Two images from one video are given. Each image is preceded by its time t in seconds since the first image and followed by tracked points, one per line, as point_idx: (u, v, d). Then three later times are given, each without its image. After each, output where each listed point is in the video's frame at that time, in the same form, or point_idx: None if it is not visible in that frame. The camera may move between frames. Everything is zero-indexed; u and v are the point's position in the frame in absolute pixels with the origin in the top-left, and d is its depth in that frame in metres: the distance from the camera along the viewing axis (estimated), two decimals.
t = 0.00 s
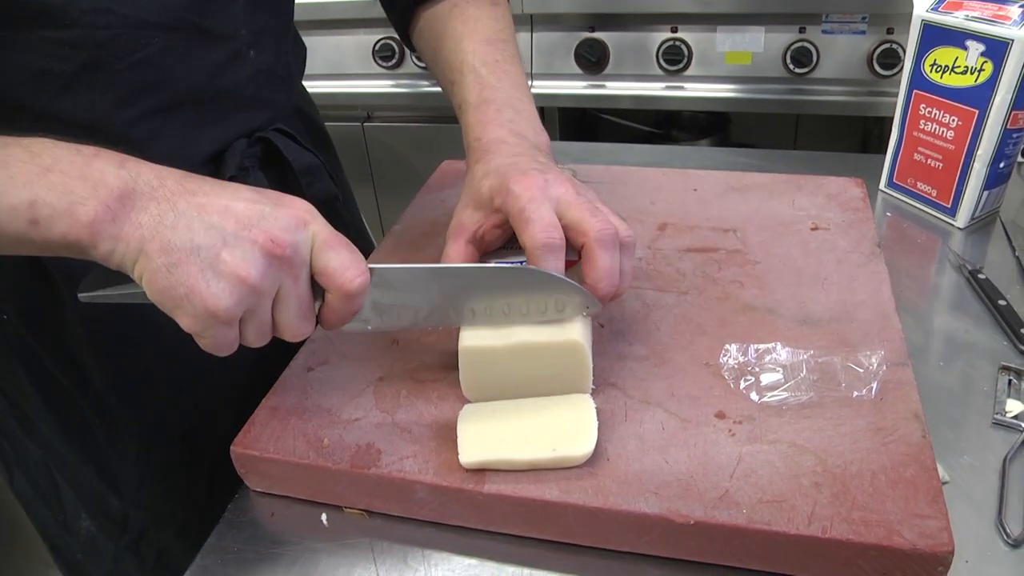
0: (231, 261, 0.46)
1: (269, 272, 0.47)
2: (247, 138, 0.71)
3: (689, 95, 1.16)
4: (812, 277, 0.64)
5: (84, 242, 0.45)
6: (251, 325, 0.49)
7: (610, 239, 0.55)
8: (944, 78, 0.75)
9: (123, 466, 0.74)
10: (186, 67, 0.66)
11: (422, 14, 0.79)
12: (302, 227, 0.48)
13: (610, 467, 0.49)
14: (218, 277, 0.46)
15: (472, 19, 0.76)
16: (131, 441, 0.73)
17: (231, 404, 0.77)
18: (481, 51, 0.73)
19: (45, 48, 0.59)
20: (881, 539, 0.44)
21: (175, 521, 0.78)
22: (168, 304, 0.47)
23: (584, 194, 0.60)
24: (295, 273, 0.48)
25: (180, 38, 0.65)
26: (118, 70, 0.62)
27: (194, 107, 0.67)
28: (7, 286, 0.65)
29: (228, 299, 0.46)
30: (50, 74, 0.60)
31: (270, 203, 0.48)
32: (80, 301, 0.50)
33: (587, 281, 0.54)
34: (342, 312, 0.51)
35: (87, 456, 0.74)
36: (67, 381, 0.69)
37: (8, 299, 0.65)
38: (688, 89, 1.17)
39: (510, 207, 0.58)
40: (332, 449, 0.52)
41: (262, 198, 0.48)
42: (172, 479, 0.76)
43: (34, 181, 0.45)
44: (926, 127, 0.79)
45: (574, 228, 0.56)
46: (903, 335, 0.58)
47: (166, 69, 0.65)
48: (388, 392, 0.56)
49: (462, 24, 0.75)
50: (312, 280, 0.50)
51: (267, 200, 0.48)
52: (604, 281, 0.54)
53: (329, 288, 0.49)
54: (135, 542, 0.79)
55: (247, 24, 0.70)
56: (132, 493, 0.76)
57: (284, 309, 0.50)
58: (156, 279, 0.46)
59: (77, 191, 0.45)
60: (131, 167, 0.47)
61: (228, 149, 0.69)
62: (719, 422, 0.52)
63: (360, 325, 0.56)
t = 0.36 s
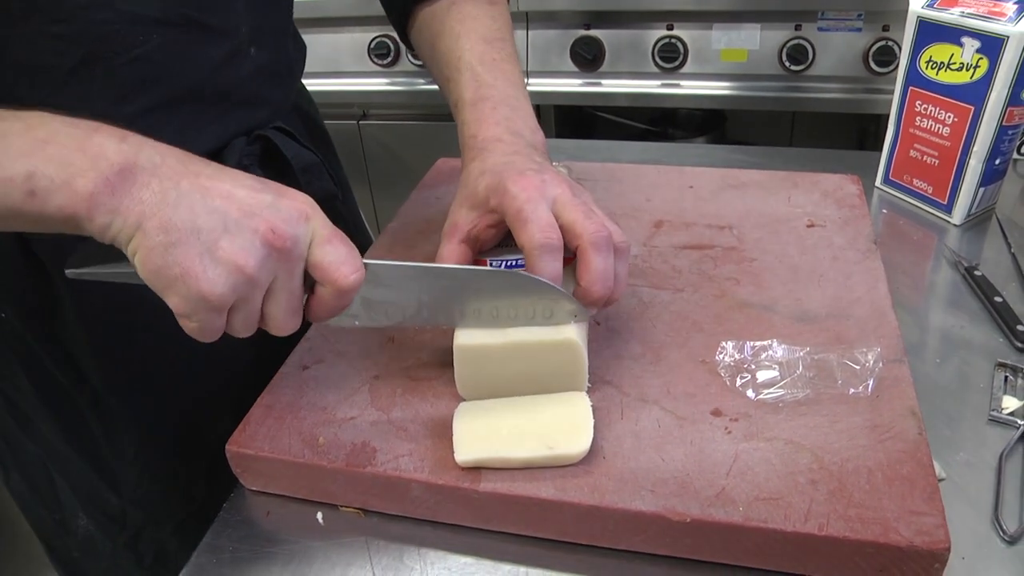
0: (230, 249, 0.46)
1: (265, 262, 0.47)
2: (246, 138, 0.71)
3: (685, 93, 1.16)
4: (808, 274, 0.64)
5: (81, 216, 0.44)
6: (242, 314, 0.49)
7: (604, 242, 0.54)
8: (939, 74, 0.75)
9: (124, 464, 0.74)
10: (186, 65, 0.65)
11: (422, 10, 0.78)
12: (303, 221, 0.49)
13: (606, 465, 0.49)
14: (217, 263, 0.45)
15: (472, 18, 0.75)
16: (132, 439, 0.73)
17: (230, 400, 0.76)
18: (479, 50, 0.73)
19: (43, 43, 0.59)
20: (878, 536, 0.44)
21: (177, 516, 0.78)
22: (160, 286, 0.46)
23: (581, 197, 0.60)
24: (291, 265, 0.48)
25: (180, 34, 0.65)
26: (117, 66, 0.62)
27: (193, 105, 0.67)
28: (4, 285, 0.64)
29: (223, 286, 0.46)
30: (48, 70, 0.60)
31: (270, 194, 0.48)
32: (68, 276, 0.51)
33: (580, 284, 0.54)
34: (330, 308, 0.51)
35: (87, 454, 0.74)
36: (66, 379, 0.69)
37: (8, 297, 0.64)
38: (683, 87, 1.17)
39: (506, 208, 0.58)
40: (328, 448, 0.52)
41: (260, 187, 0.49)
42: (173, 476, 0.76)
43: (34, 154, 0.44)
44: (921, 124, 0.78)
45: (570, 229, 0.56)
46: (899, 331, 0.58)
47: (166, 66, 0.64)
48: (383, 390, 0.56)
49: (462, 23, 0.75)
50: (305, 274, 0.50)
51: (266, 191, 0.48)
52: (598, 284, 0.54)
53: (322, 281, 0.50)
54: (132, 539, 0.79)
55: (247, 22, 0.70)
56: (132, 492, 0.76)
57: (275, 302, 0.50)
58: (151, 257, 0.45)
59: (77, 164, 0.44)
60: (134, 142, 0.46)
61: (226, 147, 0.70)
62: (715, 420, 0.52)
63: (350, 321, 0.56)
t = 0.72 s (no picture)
0: (289, 355, 0.48)
1: (321, 358, 0.49)
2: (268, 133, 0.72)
3: (685, 92, 1.16)
4: (807, 273, 0.64)
5: (148, 313, 0.44)
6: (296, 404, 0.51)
7: (608, 238, 0.54)
8: (939, 74, 0.75)
9: (136, 457, 0.75)
10: (217, 61, 0.66)
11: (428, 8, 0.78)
12: (354, 314, 0.50)
13: (605, 464, 0.49)
14: (276, 366, 0.48)
15: (479, 17, 0.75)
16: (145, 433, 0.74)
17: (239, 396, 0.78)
18: (483, 48, 0.73)
19: (78, 37, 0.59)
20: (877, 536, 0.44)
21: (183, 518, 0.78)
22: (223, 382, 0.49)
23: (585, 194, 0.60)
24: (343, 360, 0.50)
25: (212, 31, 0.66)
26: (151, 62, 0.62)
27: (220, 101, 0.67)
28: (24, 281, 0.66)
29: (283, 387, 0.49)
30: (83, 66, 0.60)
31: (325, 285, 0.49)
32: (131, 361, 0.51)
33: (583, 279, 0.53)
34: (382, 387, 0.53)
35: (99, 448, 0.74)
36: (85, 374, 0.71)
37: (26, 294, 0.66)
38: (683, 86, 1.16)
39: (509, 199, 0.58)
40: (326, 446, 0.52)
41: (315, 278, 0.50)
42: (173, 475, 0.77)
43: (114, 242, 0.43)
44: (921, 123, 0.78)
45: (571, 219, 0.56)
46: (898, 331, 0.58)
47: (198, 62, 0.65)
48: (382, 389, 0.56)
49: (467, 22, 0.75)
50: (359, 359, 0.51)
51: (321, 282, 0.50)
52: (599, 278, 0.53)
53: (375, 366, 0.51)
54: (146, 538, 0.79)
55: (273, 20, 0.70)
56: (145, 486, 0.77)
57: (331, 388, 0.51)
58: (217, 360, 0.47)
59: (151, 258, 0.44)
60: (196, 238, 0.46)
61: (249, 142, 0.71)
62: (714, 419, 0.52)
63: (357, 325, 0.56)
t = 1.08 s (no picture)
0: (282, 336, 0.45)
1: (319, 340, 0.47)
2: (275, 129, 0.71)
3: (682, 90, 1.16)
4: (805, 272, 0.64)
5: (129, 302, 0.42)
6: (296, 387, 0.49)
7: (631, 214, 0.53)
8: (938, 72, 0.75)
9: (146, 449, 0.75)
10: (225, 58, 0.66)
11: None
12: (351, 295, 0.48)
13: (603, 463, 0.49)
14: (270, 349, 0.46)
15: None
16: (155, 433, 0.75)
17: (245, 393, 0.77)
18: (497, 27, 0.73)
19: (85, 36, 0.59)
20: (876, 534, 0.44)
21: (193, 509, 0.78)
22: (211, 368, 0.46)
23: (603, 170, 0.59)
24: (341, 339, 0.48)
25: (218, 27, 0.65)
26: (157, 59, 0.62)
27: (229, 99, 0.67)
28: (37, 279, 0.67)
29: (278, 371, 0.46)
30: (90, 64, 0.60)
31: (319, 269, 0.47)
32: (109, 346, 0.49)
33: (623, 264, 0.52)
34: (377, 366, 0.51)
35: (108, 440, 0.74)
36: (88, 364, 0.70)
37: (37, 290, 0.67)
38: (681, 84, 1.16)
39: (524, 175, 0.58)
40: (323, 446, 0.52)
41: (310, 262, 0.48)
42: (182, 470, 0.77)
43: (90, 238, 0.41)
44: (919, 121, 0.78)
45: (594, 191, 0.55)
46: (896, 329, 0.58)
47: (207, 58, 0.65)
48: (380, 389, 0.56)
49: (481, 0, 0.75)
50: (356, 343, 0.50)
51: (314, 265, 0.47)
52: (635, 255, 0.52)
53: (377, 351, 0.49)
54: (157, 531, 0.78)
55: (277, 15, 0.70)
56: (156, 478, 0.77)
57: (326, 370, 0.49)
58: (204, 347, 0.45)
59: (125, 252, 0.41)
60: (178, 221, 0.44)
61: (258, 136, 0.70)
62: (712, 417, 0.51)
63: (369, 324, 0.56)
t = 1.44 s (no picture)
0: (224, 250, 0.47)
1: (263, 258, 0.48)
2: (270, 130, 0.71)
3: (681, 91, 1.16)
4: (804, 274, 0.64)
5: (81, 224, 0.46)
6: (245, 310, 0.51)
7: (604, 234, 0.54)
8: (936, 73, 0.75)
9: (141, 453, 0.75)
10: (218, 57, 0.66)
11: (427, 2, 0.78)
12: (295, 215, 0.49)
13: (602, 464, 0.49)
14: (214, 263, 0.47)
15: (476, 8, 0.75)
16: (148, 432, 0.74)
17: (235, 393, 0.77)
18: (484, 42, 0.73)
19: (79, 34, 0.59)
20: (874, 536, 0.44)
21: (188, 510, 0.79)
22: (160, 287, 0.48)
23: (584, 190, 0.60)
24: (285, 259, 0.49)
25: (211, 26, 0.65)
26: (151, 57, 0.62)
27: (221, 99, 0.67)
28: (31, 279, 0.66)
29: (222, 285, 0.47)
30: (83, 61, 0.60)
31: (264, 190, 0.49)
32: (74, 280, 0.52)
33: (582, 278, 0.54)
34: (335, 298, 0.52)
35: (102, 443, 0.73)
36: (79, 361, 0.70)
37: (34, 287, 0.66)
38: (680, 85, 1.16)
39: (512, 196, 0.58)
40: (322, 447, 0.52)
41: (256, 184, 0.49)
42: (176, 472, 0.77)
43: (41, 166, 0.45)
44: (917, 123, 0.78)
45: (568, 205, 0.57)
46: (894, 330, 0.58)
47: (199, 58, 0.65)
48: (379, 390, 0.56)
49: (470, 14, 0.75)
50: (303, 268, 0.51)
51: (261, 187, 0.49)
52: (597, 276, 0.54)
53: (324, 272, 0.50)
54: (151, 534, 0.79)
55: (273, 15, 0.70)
56: (150, 484, 0.77)
57: (273, 291, 0.50)
58: (151, 261, 0.46)
59: (74, 172, 0.45)
60: (128, 150, 0.48)
61: (254, 137, 0.70)
62: (710, 419, 0.51)
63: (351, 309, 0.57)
